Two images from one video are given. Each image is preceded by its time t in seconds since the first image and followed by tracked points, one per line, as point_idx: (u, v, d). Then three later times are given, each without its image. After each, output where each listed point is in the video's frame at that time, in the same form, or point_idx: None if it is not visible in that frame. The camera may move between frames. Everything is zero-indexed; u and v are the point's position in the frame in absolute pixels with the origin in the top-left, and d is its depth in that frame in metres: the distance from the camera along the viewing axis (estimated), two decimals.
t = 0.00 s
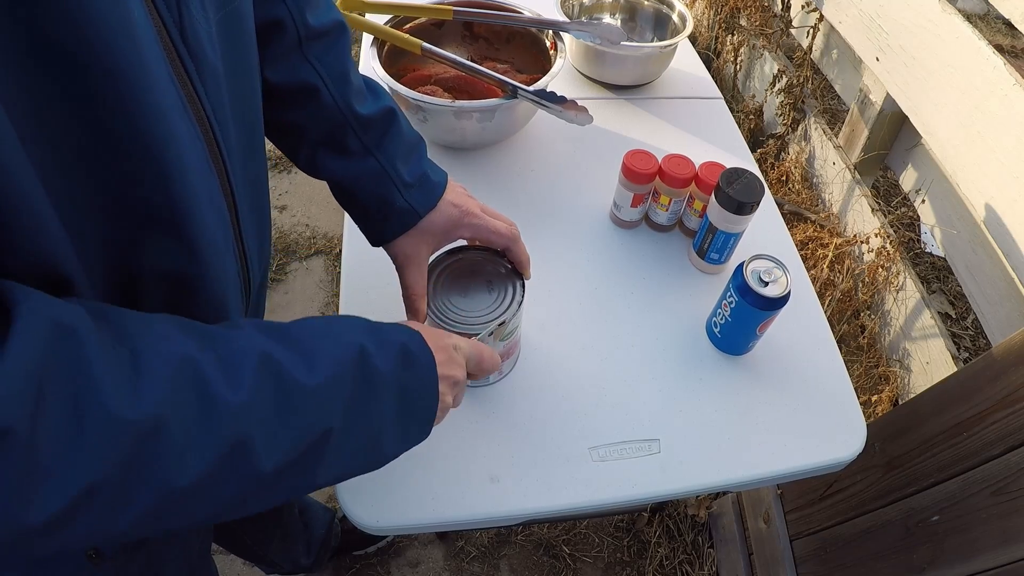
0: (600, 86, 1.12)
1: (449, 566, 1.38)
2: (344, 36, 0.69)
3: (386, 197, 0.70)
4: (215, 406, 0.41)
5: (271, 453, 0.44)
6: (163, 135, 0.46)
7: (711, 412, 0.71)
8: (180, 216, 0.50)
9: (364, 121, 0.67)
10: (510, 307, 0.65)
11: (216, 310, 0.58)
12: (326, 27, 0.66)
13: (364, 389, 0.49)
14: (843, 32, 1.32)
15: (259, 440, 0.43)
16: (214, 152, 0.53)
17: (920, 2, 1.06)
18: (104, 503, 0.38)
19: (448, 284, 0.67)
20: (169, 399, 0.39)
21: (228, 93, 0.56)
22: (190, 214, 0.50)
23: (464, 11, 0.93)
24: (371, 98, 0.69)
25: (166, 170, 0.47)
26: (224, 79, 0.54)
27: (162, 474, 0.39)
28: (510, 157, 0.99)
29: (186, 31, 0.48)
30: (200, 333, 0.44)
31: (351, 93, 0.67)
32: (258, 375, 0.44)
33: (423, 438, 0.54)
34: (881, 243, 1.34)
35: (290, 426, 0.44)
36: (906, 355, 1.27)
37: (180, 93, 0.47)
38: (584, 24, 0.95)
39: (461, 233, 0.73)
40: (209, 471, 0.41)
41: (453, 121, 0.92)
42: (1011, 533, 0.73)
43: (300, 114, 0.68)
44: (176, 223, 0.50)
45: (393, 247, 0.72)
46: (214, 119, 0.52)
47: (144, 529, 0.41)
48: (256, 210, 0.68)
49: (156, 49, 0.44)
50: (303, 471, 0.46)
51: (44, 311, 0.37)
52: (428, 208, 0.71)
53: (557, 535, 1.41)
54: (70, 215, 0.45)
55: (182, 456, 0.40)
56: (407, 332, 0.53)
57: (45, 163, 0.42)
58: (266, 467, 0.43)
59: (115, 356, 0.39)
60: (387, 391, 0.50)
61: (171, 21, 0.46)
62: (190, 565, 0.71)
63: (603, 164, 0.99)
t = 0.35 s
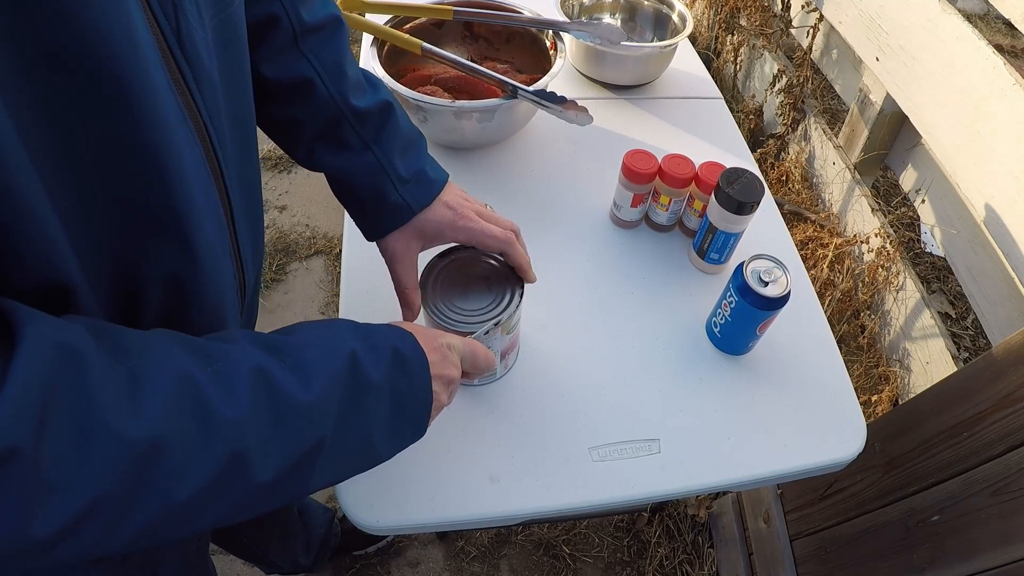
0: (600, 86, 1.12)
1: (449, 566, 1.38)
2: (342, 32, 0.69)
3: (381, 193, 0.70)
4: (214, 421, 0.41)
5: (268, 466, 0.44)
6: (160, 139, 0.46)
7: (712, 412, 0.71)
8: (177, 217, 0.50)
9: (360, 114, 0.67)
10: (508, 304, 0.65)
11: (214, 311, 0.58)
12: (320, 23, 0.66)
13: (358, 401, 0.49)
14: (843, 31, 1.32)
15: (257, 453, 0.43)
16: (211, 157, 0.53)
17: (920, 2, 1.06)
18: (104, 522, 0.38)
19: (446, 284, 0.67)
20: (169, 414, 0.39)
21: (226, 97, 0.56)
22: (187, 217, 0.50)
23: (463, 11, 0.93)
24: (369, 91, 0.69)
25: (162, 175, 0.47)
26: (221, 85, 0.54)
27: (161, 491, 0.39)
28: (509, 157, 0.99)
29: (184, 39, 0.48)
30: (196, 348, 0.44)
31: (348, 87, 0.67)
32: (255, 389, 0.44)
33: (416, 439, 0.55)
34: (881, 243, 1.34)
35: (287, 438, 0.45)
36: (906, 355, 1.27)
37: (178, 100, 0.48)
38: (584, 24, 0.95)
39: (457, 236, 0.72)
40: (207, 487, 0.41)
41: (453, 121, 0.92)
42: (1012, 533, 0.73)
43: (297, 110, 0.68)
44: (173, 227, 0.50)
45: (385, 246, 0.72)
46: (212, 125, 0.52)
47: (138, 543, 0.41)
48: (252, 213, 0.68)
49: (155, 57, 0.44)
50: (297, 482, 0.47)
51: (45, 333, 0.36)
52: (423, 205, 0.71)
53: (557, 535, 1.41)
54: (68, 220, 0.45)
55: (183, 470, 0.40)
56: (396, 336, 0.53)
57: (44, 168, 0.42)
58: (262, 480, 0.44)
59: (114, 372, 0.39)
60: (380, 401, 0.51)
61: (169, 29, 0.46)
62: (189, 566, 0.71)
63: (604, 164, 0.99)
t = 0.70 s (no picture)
0: (600, 86, 1.12)
1: (449, 566, 1.38)
2: (349, 26, 0.68)
3: (389, 187, 0.70)
4: (229, 358, 0.40)
5: (294, 399, 0.43)
6: (162, 132, 0.46)
7: (712, 412, 0.71)
8: (178, 213, 0.50)
9: (367, 109, 0.67)
10: (506, 302, 0.65)
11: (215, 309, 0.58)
12: (328, 17, 0.65)
13: (390, 324, 0.48)
14: (843, 32, 1.31)
15: (281, 386, 0.42)
16: (214, 152, 0.53)
17: (920, 2, 1.06)
18: (117, 478, 0.37)
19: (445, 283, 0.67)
20: (179, 356, 0.38)
21: (228, 93, 0.56)
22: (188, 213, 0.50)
23: (463, 11, 0.93)
24: (376, 86, 0.69)
25: (165, 169, 0.47)
26: (223, 79, 0.54)
27: (175, 437, 0.38)
28: (509, 156, 1.00)
29: (186, 32, 0.48)
30: (207, 285, 0.42)
31: (355, 82, 0.67)
32: (273, 322, 0.42)
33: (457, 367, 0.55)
34: (881, 243, 1.34)
35: (312, 370, 0.44)
36: (906, 355, 1.27)
37: (182, 96, 0.48)
38: (584, 24, 0.95)
39: (463, 231, 0.72)
40: (229, 426, 0.40)
41: (453, 121, 0.92)
42: (1011, 533, 0.73)
43: (304, 105, 0.68)
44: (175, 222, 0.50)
45: (394, 240, 0.73)
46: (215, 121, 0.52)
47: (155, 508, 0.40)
48: (254, 208, 0.68)
49: (159, 51, 0.44)
50: (330, 413, 0.46)
51: (33, 283, 0.35)
52: (431, 199, 0.71)
53: (557, 535, 1.41)
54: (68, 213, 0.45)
55: (199, 412, 0.39)
56: (436, 275, 0.53)
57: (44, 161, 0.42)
58: (288, 416, 0.43)
59: (116, 321, 0.37)
60: (417, 325, 0.50)
61: (171, 22, 0.46)
62: (188, 565, 0.71)
63: (603, 163, 0.99)
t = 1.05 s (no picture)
0: (600, 86, 1.12)
1: (449, 566, 1.38)
2: (341, 29, 0.68)
3: (384, 190, 0.70)
4: (207, 412, 0.41)
5: (265, 458, 0.44)
6: (155, 135, 0.46)
7: (712, 412, 0.71)
8: (175, 217, 0.50)
9: (360, 112, 0.67)
10: (504, 301, 0.65)
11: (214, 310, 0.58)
12: (319, 20, 0.66)
13: (358, 396, 0.49)
14: (843, 31, 1.31)
15: (253, 445, 0.43)
16: (208, 152, 0.53)
17: (920, 2, 1.06)
18: (98, 510, 0.38)
19: (439, 284, 0.66)
20: (162, 409, 0.39)
21: (223, 93, 0.56)
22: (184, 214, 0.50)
23: (463, 11, 0.93)
24: (368, 90, 0.69)
25: (159, 169, 0.47)
26: (217, 82, 0.54)
27: (154, 481, 0.39)
28: (509, 157, 0.99)
29: (179, 35, 0.48)
30: (192, 340, 0.44)
31: (347, 86, 0.67)
32: (251, 382, 0.44)
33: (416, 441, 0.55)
34: (881, 243, 1.34)
35: (283, 431, 0.45)
36: (906, 355, 1.27)
37: (172, 94, 0.48)
38: (584, 24, 0.95)
39: (459, 231, 0.73)
40: (201, 479, 0.41)
41: (453, 121, 0.92)
42: (1011, 533, 0.73)
43: (296, 109, 0.68)
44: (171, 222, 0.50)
45: (390, 244, 0.72)
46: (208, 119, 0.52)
47: (134, 533, 0.41)
48: (251, 208, 0.68)
49: (149, 51, 0.44)
50: (296, 476, 0.47)
51: (37, 323, 0.37)
52: (426, 201, 0.71)
53: (557, 535, 1.41)
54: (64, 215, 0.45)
55: (174, 464, 0.40)
56: (403, 335, 0.53)
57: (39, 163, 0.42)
58: (259, 471, 0.44)
59: (107, 364, 0.39)
60: (382, 396, 0.50)
61: (163, 26, 0.46)
62: (189, 566, 0.71)
63: (603, 164, 0.99)
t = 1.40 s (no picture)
0: (600, 86, 1.12)
1: (449, 566, 1.38)
2: (334, 33, 0.69)
3: (378, 193, 0.70)
4: (218, 422, 0.41)
5: (268, 469, 0.44)
6: (162, 133, 0.46)
7: (712, 412, 0.71)
8: (177, 217, 0.50)
9: (354, 115, 0.67)
10: (505, 299, 0.65)
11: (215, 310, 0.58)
12: (314, 23, 0.66)
13: (357, 411, 0.50)
14: (843, 31, 1.31)
15: (258, 457, 0.43)
16: (211, 148, 0.53)
17: (920, 2, 1.06)
18: (107, 513, 0.38)
19: (439, 285, 0.66)
20: (175, 416, 0.40)
21: (225, 91, 0.56)
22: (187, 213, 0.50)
23: (463, 11, 0.93)
24: (362, 93, 0.69)
25: (164, 166, 0.47)
26: (219, 79, 0.54)
27: (164, 487, 0.39)
28: (509, 156, 0.99)
29: (183, 33, 0.48)
30: (202, 349, 0.44)
31: (341, 88, 0.67)
32: (259, 395, 0.44)
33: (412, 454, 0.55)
34: (880, 243, 1.34)
35: (288, 443, 0.45)
36: (906, 355, 1.27)
37: (177, 91, 0.48)
38: (584, 24, 0.95)
39: (456, 231, 0.73)
40: (207, 487, 0.41)
41: (452, 121, 0.92)
42: (1011, 533, 0.73)
43: (290, 112, 0.68)
44: (174, 220, 0.50)
45: (387, 246, 0.72)
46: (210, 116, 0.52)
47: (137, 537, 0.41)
48: (252, 208, 0.67)
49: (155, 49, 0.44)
50: (294, 490, 0.47)
51: (60, 326, 0.37)
52: (421, 203, 0.71)
53: (557, 535, 1.41)
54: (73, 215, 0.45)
55: (184, 471, 0.40)
56: (405, 353, 0.54)
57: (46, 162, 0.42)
58: (262, 483, 0.44)
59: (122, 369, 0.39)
60: (379, 415, 0.51)
61: (168, 24, 0.46)
62: (190, 566, 0.70)
63: (603, 164, 0.99)
